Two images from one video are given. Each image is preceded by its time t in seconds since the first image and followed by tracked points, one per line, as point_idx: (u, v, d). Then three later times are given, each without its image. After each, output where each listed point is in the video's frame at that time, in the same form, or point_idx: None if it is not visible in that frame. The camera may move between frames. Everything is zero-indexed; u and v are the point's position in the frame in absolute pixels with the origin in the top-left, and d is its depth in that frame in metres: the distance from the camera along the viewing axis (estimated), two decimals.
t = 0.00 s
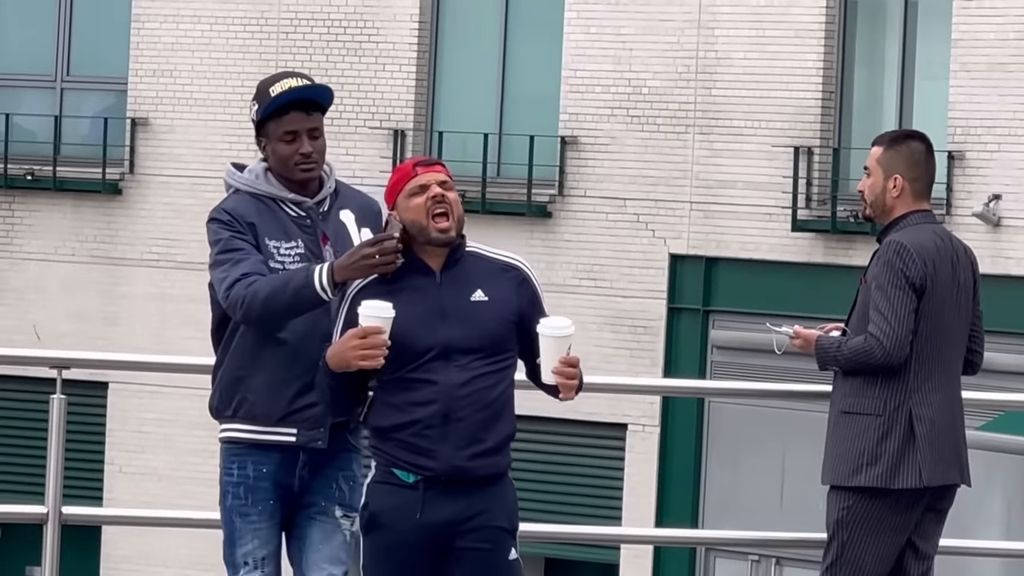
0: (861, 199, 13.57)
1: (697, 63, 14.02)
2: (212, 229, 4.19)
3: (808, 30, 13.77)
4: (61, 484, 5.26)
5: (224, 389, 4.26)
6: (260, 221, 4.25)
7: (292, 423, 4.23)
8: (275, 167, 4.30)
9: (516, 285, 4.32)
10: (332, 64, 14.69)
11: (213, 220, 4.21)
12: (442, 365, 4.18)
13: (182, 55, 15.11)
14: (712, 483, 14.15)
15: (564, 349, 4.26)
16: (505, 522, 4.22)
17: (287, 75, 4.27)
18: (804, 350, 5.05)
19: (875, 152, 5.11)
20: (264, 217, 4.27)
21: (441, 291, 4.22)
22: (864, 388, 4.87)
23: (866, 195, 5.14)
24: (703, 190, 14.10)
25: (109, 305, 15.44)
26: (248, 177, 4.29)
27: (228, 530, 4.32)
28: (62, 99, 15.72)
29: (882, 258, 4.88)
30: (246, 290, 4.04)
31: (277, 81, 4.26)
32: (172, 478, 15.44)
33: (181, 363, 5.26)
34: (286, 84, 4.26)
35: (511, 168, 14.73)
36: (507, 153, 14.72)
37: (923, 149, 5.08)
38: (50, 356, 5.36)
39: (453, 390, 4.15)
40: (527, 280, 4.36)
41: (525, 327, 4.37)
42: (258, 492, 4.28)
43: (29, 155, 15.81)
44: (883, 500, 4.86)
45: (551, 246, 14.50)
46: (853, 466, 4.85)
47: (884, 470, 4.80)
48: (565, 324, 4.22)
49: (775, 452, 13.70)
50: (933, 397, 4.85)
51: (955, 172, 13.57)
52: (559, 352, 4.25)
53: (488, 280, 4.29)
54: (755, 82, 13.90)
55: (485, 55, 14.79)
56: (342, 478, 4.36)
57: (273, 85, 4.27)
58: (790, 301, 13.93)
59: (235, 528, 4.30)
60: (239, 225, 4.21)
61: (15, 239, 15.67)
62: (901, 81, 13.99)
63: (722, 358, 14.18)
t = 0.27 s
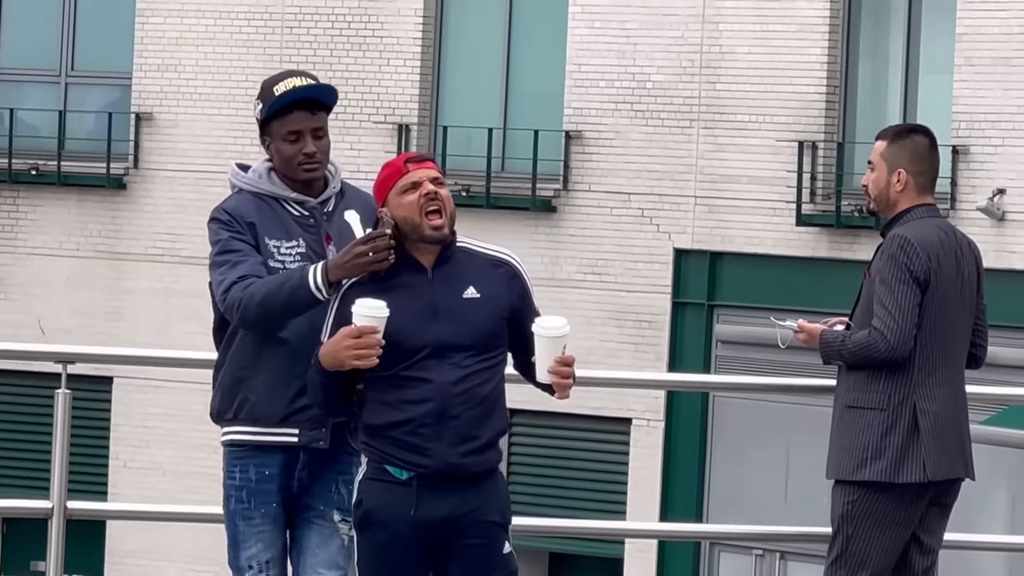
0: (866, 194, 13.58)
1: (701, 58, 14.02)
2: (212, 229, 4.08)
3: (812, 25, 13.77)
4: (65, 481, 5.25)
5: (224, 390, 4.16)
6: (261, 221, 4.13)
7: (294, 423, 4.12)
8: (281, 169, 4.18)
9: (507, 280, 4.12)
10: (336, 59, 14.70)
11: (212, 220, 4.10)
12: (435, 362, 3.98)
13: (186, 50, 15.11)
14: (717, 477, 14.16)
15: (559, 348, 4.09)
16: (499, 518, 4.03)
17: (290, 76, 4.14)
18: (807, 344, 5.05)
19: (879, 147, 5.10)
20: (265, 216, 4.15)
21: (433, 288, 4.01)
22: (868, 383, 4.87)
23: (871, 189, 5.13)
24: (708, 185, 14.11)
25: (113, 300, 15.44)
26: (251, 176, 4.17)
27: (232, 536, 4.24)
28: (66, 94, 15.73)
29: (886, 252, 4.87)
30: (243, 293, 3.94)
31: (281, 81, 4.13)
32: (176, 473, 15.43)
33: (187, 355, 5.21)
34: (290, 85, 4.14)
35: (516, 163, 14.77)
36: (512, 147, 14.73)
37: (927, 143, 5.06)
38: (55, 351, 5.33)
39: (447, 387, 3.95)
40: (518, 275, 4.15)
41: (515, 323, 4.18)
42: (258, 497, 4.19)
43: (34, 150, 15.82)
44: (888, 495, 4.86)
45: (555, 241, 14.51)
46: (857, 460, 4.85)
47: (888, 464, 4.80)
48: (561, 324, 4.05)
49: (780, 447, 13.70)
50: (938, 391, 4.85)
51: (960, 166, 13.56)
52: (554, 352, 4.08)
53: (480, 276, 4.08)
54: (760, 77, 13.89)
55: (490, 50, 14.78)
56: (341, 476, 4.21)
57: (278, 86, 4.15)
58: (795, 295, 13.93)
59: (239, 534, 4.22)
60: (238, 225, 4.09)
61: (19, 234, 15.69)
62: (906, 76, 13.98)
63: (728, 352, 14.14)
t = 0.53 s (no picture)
0: (870, 190, 13.61)
1: (707, 54, 14.02)
2: (212, 226, 4.06)
3: (817, 21, 13.77)
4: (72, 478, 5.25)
5: (222, 388, 4.11)
6: (262, 216, 4.09)
7: (293, 419, 4.07)
8: (284, 162, 4.15)
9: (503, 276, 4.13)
10: (342, 56, 14.71)
11: (213, 217, 4.08)
12: (432, 359, 3.99)
13: (192, 46, 15.12)
14: (723, 473, 14.19)
15: (555, 346, 4.08)
16: (496, 514, 4.04)
17: (292, 68, 4.10)
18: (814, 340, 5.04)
19: (884, 143, 5.11)
20: (267, 212, 4.12)
21: (430, 285, 4.03)
22: (874, 378, 4.88)
23: (876, 185, 5.13)
24: (713, 181, 14.12)
25: (119, 297, 15.46)
26: (254, 171, 4.14)
27: (223, 524, 4.18)
28: (72, 91, 15.75)
29: (891, 248, 4.88)
30: (242, 291, 3.91)
31: (283, 74, 4.09)
32: (183, 469, 15.48)
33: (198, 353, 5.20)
34: (293, 77, 4.10)
35: (522, 159, 14.75)
36: (518, 144, 14.74)
37: (932, 138, 5.06)
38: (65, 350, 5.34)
39: (444, 383, 3.97)
40: (514, 271, 4.16)
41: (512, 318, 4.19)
42: (255, 487, 4.13)
43: (40, 147, 15.81)
44: (893, 491, 4.87)
45: (561, 238, 14.53)
46: (862, 455, 4.86)
47: (894, 460, 4.81)
48: (558, 322, 4.05)
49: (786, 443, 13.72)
50: (943, 386, 4.86)
51: (965, 162, 13.56)
52: (552, 350, 4.08)
53: (476, 272, 4.09)
54: (766, 74, 13.89)
55: (496, 46, 14.78)
56: (343, 478, 4.19)
57: (281, 79, 4.11)
58: (801, 291, 13.95)
59: (230, 521, 4.16)
60: (238, 221, 4.07)
61: (25, 231, 15.71)
62: (912, 72, 13.95)
63: (734, 349, 14.15)
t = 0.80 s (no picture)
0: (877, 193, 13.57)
1: (713, 57, 14.00)
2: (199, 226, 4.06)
3: (823, 24, 13.76)
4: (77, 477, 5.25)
5: (204, 387, 4.12)
6: (250, 218, 4.09)
7: (277, 423, 4.09)
8: (269, 164, 4.15)
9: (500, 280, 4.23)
10: (347, 59, 14.73)
11: (200, 218, 4.08)
12: (430, 366, 4.10)
13: (197, 50, 15.12)
14: (728, 477, 14.16)
15: (553, 351, 4.18)
16: (496, 516, 4.16)
17: (281, 72, 4.10)
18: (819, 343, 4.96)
19: (890, 145, 5.08)
20: (253, 214, 4.12)
21: (427, 291, 4.13)
22: (880, 381, 4.85)
23: (882, 187, 5.11)
24: (718, 184, 14.10)
25: (123, 300, 15.44)
26: (239, 171, 4.14)
27: (193, 522, 4.19)
28: (77, 94, 15.76)
29: (897, 251, 4.85)
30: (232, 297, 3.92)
31: (273, 77, 4.09)
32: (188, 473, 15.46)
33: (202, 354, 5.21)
34: (282, 81, 4.09)
35: (527, 162, 14.76)
36: (523, 147, 14.73)
37: (938, 141, 5.04)
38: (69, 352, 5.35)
39: (442, 389, 4.08)
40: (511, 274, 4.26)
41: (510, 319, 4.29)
42: (230, 488, 4.14)
43: (44, 150, 15.85)
44: (899, 493, 4.85)
45: (566, 241, 14.51)
46: (868, 459, 4.84)
47: (900, 463, 4.79)
48: (554, 326, 4.15)
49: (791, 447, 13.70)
50: (950, 389, 4.84)
51: (971, 165, 13.53)
52: (550, 355, 4.18)
53: (473, 276, 4.20)
54: (771, 77, 13.88)
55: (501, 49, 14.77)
56: (326, 484, 4.23)
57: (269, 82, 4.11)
58: (807, 295, 13.93)
59: (200, 521, 4.18)
60: (226, 223, 4.07)
61: (30, 234, 15.71)
62: (918, 75, 13.92)
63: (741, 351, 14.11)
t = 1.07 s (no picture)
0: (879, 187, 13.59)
1: (716, 50, 14.01)
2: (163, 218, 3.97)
3: (826, 17, 13.77)
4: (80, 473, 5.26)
5: (163, 380, 4.02)
6: (212, 210, 4.02)
7: (240, 416, 4.03)
8: (224, 157, 4.08)
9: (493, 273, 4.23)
10: (351, 52, 14.80)
11: (165, 208, 3.99)
12: (421, 360, 4.11)
13: (200, 42, 15.12)
14: (731, 469, 14.19)
15: (534, 331, 4.14)
16: (490, 506, 4.17)
17: (242, 64, 4.05)
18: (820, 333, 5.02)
19: (894, 137, 5.09)
20: (213, 205, 4.05)
21: (418, 285, 4.14)
22: (884, 372, 4.86)
23: (886, 180, 5.12)
24: (721, 177, 14.11)
25: (126, 293, 15.46)
26: (192, 162, 4.06)
27: (158, 522, 4.08)
28: (80, 87, 15.78)
29: (901, 242, 4.87)
30: (217, 289, 3.85)
31: (233, 69, 4.03)
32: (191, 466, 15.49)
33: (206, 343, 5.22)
34: (242, 73, 4.04)
35: (530, 155, 14.76)
36: (526, 140, 14.73)
37: (942, 133, 5.04)
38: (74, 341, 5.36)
39: (432, 384, 4.09)
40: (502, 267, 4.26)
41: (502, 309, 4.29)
42: (194, 483, 4.05)
43: (47, 143, 15.91)
44: (903, 485, 4.86)
45: (569, 233, 14.52)
46: (872, 450, 4.85)
47: (904, 455, 4.80)
48: (537, 305, 4.10)
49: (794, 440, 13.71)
50: (952, 381, 4.85)
51: (973, 158, 13.54)
52: (531, 335, 4.14)
53: (465, 269, 4.20)
54: (774, 70, 13.89)
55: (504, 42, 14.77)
56: (288, 474, 4.17)
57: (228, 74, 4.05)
58: (810, 288, 13.96)
59: (166, 519, 4.07)
60: (191, 215, 3.99)
61: (33, 227, 15.72)
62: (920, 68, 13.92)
63: (741, 344, 14.18)
